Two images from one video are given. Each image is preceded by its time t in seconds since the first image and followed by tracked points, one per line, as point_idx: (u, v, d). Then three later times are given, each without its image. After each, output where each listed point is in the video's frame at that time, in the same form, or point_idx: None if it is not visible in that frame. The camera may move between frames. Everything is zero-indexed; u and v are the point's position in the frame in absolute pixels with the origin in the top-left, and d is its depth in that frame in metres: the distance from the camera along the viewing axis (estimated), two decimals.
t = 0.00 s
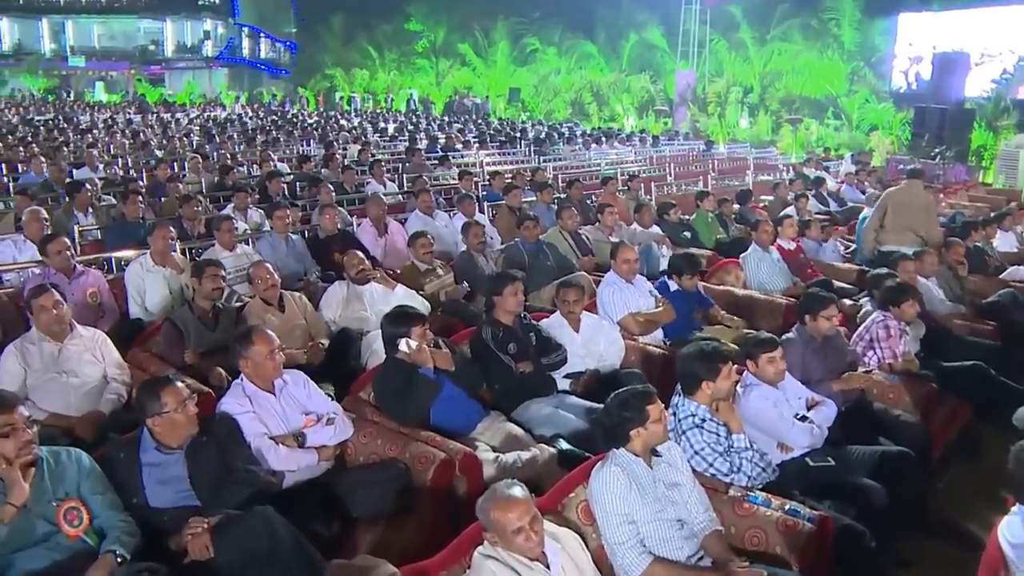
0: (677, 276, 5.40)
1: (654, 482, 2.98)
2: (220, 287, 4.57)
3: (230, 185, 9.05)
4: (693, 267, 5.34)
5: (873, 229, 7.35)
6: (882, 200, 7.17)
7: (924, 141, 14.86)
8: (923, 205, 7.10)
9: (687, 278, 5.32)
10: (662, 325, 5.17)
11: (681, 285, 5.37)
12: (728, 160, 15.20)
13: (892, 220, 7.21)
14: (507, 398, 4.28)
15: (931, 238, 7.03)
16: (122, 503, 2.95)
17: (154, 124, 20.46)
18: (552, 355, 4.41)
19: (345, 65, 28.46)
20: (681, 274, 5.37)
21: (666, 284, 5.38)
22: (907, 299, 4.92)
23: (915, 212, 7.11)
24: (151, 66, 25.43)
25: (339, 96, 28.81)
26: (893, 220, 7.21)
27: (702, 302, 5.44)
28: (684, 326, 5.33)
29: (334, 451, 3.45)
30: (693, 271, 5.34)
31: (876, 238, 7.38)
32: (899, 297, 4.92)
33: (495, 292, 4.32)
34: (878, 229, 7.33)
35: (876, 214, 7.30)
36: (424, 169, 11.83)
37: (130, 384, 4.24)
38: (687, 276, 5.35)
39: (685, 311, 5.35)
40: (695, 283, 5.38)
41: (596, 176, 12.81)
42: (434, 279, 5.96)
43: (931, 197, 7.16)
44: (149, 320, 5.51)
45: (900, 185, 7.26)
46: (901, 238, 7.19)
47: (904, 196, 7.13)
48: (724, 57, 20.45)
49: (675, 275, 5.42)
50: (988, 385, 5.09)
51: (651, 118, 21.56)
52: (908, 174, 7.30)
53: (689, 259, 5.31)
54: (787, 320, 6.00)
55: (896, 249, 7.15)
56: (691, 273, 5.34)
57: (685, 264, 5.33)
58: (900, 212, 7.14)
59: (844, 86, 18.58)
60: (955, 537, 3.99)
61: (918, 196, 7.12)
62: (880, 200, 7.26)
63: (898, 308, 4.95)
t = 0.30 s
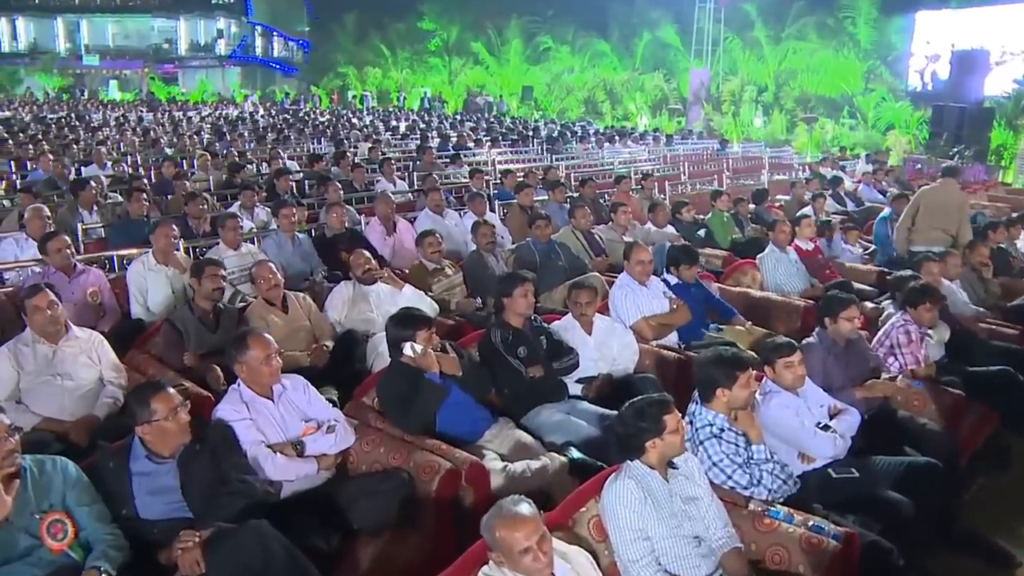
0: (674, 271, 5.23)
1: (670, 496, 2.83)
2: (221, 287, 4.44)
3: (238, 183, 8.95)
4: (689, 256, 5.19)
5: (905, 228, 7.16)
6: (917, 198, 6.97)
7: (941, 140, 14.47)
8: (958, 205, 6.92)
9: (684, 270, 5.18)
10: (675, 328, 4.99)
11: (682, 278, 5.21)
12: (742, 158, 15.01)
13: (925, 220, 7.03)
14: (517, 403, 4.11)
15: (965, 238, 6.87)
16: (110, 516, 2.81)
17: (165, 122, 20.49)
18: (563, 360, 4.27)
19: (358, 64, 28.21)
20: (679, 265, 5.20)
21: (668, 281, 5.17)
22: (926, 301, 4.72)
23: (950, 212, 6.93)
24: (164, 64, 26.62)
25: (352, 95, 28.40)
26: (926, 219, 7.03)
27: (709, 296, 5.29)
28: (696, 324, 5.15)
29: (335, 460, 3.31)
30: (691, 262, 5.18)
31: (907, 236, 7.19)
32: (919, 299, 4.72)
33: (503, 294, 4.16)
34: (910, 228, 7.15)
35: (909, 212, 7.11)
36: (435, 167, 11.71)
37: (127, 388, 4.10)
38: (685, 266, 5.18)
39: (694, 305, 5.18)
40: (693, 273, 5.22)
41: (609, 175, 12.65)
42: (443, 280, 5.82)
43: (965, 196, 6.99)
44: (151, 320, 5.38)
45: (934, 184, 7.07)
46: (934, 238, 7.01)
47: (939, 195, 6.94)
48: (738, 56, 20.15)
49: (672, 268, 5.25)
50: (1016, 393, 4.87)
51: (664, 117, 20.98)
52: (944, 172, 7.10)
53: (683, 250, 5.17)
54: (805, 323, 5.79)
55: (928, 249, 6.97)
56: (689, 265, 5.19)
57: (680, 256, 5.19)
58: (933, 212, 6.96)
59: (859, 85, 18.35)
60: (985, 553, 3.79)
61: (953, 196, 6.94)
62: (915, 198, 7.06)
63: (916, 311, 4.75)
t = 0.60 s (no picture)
0: (704, 269, 5.07)
1: (686, 510, 2.68)
2: (223, 286, 4.32)
3: (248, 180, 8.86)
4: (719, 252, 5.03)
5: (933, 228, 6.95)
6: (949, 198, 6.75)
7: (960, 140, 14.23)
8: (987, 204, 6.77)
9: (715, 266, 5.01)
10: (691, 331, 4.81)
11: (711, 277, 5.04)
12: (758, 157, 14.86)
13: (955, 219, 6.84)
14: (527, 408, 3.98)
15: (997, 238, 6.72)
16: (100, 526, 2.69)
17: (177, 120, 20.48)
18: (576, 364, 4.10)
19: (371, 62, 28.03)
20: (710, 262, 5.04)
21: (695, 280, 5.01)
22: (936, 300, 4.52)
23: (980, 211, 6.77)
24: (179, 62, 27.59)
25: (365, 93, 28.05)
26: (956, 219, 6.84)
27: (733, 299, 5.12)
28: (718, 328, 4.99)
29: (338, 468, 3.18)
30: (721, 258, 5.02)
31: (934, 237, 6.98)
32: (928, 298, 4.53)
33: (514, 296, 4.04)
34: (938, 228, 6.94)
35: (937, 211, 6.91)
36: (447, 165, 11.59)
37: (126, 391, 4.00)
38: (715, 261, 5.02)
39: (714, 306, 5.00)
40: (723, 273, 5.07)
41: (624, 173, 12.51)
42: (452, 280, 5.69)
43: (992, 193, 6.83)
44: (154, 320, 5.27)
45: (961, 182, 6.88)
46: (963, 239, 6.83)
47: (970, 195, 6.75)
48: (753, 54, 19.91)
49: (701, 266, 5.08)
50: None
51: (678, 116, 20.49)
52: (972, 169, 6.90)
53: (718, 247, 5.02)
54: (824, 327, 5.64)
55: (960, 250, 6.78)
56: (720, 260, 5.02)
57: (710, 251, 5.04)
58: (964, 212, 6.78)
59: (877, 84, 18.15)
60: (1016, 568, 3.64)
61: (982, 195, 6.77)
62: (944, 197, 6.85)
63: (927, 310, 4.57)
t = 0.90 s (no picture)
0: (738, 265, 4.92)
1: (706, 527, 2.52)
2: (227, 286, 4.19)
3: (260, 177, 8.74)
4: (755, 248, 4.84)
5: (964, 226, 6.75)
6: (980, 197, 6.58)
7: (985, 139, 13.94)
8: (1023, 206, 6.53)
9: (749, 262, 4.85)
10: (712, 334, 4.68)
11: (744, 275, 4.90)
12: (779, 156, 14.63)
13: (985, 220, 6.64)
14: (540, 414, 3.82)
15: None
16: (88, 539, 2.57)
17: (193, 118, 20.44)
18: (589, 368, 3.95)
19: (389, 60, 27.72)
20: (744, 256, 4.87)
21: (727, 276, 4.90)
22: (947, 301, 4.31)
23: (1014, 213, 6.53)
24: (197, 60, 27.61)
25: (383, 91, 28.02)
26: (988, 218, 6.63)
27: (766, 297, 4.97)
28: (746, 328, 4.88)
29: (340, 477, 3.05)
30: (756, 254, 4.86)
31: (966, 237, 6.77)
32: (939, 299, 4.32)
33: (527, 297, 3.88)
34: (969, 227, 6.74)
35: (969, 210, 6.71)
36: (463, 163, 11.44)
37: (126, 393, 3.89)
38: (749, 258, 4.86)
39: (741, 306, 4.88)
40: (759, 270, 4.91)
41: (642, 172, 12.32)
42: (466, 280, 5.53)
43: None
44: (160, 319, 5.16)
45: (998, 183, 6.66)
46: (994, 241, 6.61)
47: (1005, 195, 6.54)
48: (774, 52, 19.49)
49: (736, 262, 4.94)
50: None
51: (698, 114, 20.42)
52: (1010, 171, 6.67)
53: (754, 244, 4.82)
54: (849, 330, 5.44)
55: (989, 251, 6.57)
56: (755, 257, 4.85)
57: (744, 246, 4.87)
58: (996, 212, 6.57)
59: (899, 82, 17.86)
60: None
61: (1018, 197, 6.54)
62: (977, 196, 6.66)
63: (938, 312, 4.36)
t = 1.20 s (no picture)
0: (747, 268, 4.78)
1: (727, 546, 2.37)
2: (234, 287, 4.09)
3: (273, 175, 8.66)
4: (762, 249, 4.68)
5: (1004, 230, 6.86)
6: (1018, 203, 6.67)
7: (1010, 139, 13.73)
8: None
9: (757, 264, 4.69)
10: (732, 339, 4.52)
11: (755, 278, 4.75)
12: (798, 155, 14.41)
13: None
14: (554, 422, 3.67)
15: None
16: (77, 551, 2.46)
17: (211, 116, 20.46)
18: (605, 374, 3.83)
19: (407, 59, 27.53)
20: (750, 259, 4.72)
21: (734, 281, 4.76)
22: (970, 304, 4.13)
23: None
24: (217, 59, 28.49)
25: (401, 91, 27.51)
26: None
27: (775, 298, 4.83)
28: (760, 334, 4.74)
29: (342, 487, 2.91)
30: (765, 256, 4.69)
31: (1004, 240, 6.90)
32: (962, 302, 4.14)
33: (541, 300, 3.75)
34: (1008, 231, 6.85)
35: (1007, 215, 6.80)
36: (479, 161, 11.33)
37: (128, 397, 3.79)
38: (757, 259, 4.69)
39: (754, 308, 4.72)
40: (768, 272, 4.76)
41: (660, 171, 12.15)
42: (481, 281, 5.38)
43: None
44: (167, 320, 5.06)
45: None
46: None
47: None
48: (793, 52, 19.14)
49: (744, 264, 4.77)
50: None
51: (717, 114, 20.08)
52: None
53: (763, 245, 4.67)
54: (873, 335, 5.26)
55: None
56: (766, 259, 4.69)
57: (752, 248, 4.71)
58: None
59: (921, 81, 17.48)
60: None
61: None
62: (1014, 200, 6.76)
63: (962, 316, 4.18)
